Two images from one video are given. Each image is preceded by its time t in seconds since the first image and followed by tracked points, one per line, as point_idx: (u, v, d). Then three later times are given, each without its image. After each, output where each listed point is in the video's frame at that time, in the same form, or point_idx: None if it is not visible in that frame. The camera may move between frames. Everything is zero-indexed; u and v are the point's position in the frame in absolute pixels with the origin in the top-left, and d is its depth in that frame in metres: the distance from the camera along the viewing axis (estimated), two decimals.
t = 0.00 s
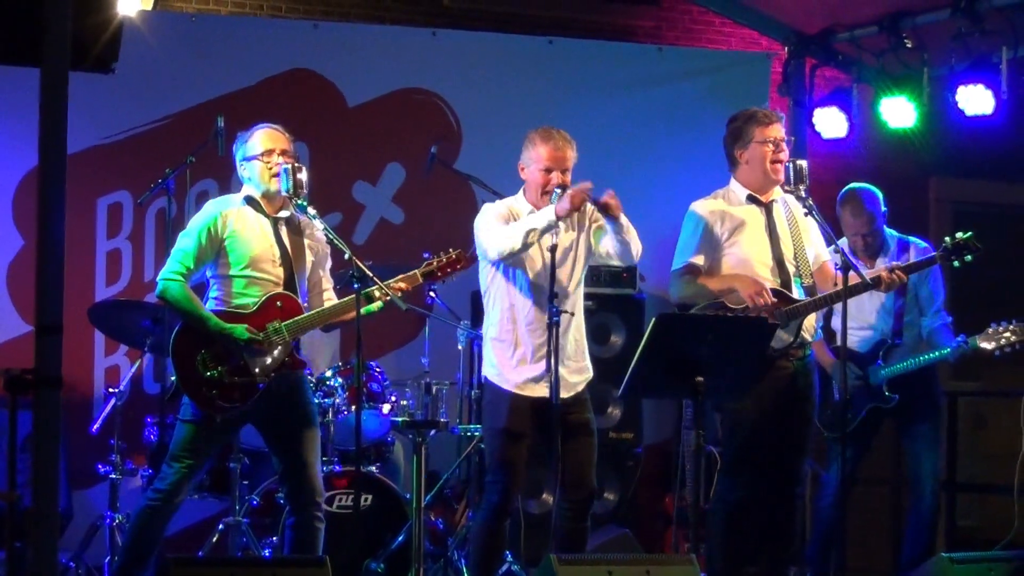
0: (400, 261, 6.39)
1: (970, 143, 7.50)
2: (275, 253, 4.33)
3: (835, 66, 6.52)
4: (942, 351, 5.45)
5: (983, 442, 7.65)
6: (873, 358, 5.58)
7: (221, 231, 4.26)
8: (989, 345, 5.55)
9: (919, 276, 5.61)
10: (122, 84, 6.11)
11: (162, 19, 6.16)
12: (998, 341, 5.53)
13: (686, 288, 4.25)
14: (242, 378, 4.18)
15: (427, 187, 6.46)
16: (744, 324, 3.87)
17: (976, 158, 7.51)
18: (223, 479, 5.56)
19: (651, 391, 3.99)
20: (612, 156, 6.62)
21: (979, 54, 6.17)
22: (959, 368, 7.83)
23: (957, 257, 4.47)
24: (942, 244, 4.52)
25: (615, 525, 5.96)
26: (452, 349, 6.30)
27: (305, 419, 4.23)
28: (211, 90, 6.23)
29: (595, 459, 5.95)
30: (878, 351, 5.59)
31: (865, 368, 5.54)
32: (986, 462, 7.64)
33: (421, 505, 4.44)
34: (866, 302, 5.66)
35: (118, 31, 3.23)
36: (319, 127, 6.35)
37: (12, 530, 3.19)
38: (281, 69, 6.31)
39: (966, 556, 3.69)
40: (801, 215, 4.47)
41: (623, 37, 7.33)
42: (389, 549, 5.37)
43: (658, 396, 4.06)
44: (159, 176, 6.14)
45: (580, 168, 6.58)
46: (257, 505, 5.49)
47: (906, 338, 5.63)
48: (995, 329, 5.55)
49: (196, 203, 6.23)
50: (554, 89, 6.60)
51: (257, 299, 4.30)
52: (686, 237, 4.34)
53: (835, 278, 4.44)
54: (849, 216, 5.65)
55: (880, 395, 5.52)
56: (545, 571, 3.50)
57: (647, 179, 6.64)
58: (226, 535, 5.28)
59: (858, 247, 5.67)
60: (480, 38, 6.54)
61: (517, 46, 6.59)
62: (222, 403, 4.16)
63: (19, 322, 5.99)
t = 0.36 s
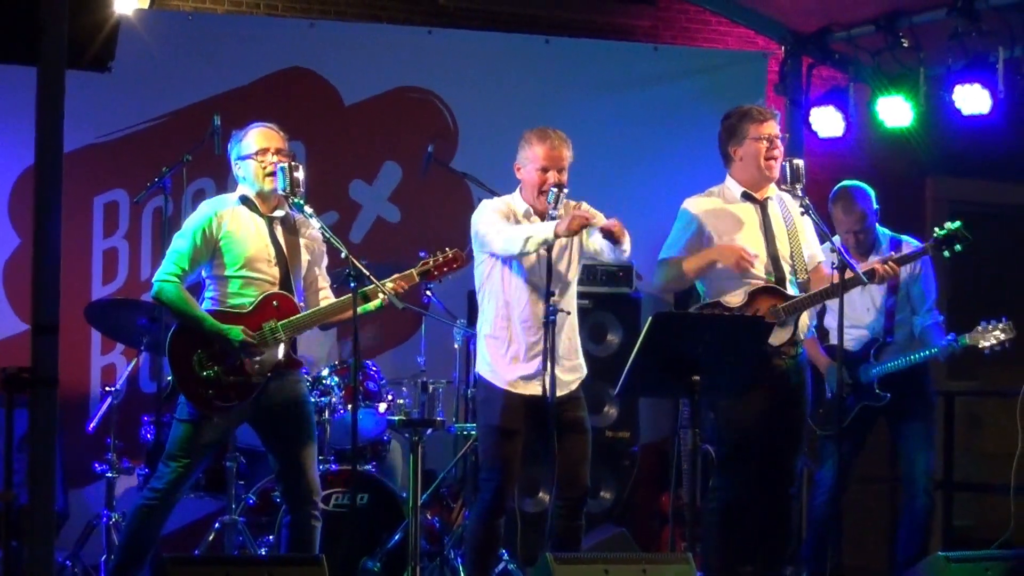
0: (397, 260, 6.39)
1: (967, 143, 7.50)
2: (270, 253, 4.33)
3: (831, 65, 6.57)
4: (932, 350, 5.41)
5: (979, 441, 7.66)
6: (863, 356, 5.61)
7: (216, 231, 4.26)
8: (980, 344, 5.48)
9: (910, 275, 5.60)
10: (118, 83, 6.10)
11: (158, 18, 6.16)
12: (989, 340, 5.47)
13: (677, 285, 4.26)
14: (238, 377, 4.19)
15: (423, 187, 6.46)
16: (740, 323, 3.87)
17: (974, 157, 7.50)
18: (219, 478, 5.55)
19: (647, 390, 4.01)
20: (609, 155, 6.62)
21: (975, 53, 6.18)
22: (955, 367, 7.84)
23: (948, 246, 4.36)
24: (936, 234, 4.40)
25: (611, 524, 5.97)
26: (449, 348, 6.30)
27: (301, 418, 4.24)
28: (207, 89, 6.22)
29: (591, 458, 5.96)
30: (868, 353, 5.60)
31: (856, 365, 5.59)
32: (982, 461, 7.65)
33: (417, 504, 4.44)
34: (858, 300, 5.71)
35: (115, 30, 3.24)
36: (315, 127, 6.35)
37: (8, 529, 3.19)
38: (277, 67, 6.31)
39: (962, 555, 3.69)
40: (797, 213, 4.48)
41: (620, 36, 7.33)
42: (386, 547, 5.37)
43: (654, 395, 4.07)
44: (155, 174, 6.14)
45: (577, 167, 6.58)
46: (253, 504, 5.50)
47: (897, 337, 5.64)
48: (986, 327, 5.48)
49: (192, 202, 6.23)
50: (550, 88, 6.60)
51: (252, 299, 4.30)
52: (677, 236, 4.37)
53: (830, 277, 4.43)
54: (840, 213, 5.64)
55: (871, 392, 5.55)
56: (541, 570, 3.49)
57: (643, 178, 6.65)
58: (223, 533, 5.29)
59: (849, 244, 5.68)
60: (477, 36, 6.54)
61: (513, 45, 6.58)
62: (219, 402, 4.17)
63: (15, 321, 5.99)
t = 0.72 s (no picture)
0: (394, 255, 6.39)
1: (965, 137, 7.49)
2: (264, 246, 4.35)
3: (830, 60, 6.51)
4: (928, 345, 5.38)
5: (977, 436, 7.66)
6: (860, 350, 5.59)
7: (211, 225, 4.28)
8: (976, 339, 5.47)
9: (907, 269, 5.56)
10: (116, 78, 6.09)
11: (156, 12, 6.15)
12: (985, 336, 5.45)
13: (669, 275, 4.28)
14: (235, 369, 4.18)
15: (420, 181, 6.45)
16: (738, 316, 3.88)
17: (972, 151, 7.50)
18: (217, 473, 5.55)
19: (644, 384, 4.00)
20: (607, 150, 6.62)
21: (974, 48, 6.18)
22: (953, 362, 7.84)
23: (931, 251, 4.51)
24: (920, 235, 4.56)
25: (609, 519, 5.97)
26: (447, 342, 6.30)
27: (297, 411, 4.25)
28: (205, 84, 6.21)
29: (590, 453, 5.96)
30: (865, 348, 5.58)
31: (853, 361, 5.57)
32: (980, 456, 7.66)
33: (416, 499, 4.42)
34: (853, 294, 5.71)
35: (113, 25, 3.23)
36: (313, 121, 6.34)
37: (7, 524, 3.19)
38: (275, 62, 6.30)
39: (961, 549, 3.69)
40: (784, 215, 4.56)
41: (618, 31, 7.31)
42: (383, 542, 5.37)
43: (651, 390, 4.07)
44: (153, 170, 6.14)
45: (575, 162, 6.58)
46: (252, 499, 5.51)
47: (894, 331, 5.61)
48: (982, 322, 5.46)
49: (190, 197, 6.22)
50: (548, 82, 6.60)
51: (247, 293, 4.31)
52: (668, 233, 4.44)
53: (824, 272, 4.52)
54: (837, 207, 5.64)
55: (864, 386, 5.55)
56: (540, 564, 3.50)
57: (641, 173, 6.65)
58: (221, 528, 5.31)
59: (847, 238, 5.68)
60: (475, 31, 6.53)
61: (511, 40, 6.58)
62: (216, 395, 4.17)
63: (12, 316, 5.98)
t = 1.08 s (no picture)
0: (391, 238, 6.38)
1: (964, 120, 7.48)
2: (253, 230, 4.38)
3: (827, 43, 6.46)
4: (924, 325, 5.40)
5: (974, 419, 7.67)
6: (853, 333, 5.54)
7: (199, 211, 4.32)
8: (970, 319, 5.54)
9: (901, 251, 5.60)
10: (112, 61, 6.07)
11: None
12: (979, 316, 5.51)
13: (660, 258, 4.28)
14: (229, 353, 4.22)
15: (417, 164, 6.44)
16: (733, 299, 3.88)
17: (971, 133, 7.48)
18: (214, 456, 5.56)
19: (640, 367, 3.99)
20: (604, 133, 6.61)
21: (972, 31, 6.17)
22: (952, 345, 7.84)
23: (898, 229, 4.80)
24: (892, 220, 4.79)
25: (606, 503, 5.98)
26: (444, 326, 6.30)
27: (288, 393, 4.30)
28: (202, 68, 6.19)
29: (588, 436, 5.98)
30: (858, 329, 5.54)
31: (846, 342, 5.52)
32: (978, 439, 7.66)
33: (412, 483, 4.40)
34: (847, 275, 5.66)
35: (108, 9, 3.22)
36: (310, 105, 6.33)
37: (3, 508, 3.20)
38: (271, 45, 6.28)
39: (958, 532, 3.71)
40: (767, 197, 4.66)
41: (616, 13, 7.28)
42: (382, 526, 5.37)
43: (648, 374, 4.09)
44: (150, 153, 6.12)
45: (573, 145, 6.57)
46: (248, 482, 5.53)
47: (888, 311, 5.62)
48: (977, 303, 5.51)
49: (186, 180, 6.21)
50: (545, 65, 6.57)
51: (237, 277, 4.35)
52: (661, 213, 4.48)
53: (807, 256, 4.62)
54: (832, 188, 5.62)
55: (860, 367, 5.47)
56: (536, 547, 3.50)
57: (639, 156, 6.63)
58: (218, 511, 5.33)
59: (841, 219, 5.66)
60: (472, 14, 6.51)
61: (508, 23, 6.55)
62: (210, 379, 4.20)
63: (9, 300, 5.98)
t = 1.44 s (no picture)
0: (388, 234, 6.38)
1: (961, 115, 7.48)
2: (249, 228, 4.39)
3: (824, 38, 6.45)
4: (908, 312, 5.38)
5: (972, 414, 7.68)
6: (840, 322, 5.49)
7: (196, 209, 4.33)
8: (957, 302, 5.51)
9: (885, 243, 5.64)
10: (109, 57, 6.07)
11: None
12: (965, 298, 5.49)
13: (657, 266, 4.36)
14: (227, 347, 4.23)
15: (413, 159, 6.43)
16: (731, 295, 3.88)
17: (966, 127, 7.49)
18: (213, 451, 5.56)
19: (637, 361, 4.00)
20: (602, 128, 6.61)
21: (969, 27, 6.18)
22: (949, 341, 7.84)
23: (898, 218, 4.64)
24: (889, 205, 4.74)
25: (604, 498, 5.99)
26: (441, 322, 6.30)
27: (286, 389, 4.30)
28: (199, 63, 6.19)
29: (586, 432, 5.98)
30: (843, 318, 5.48)
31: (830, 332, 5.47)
32: (975, 434, 7.67)
33: (412, 478, 4.46)
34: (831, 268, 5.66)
35: (106, 5, 3.22)
36: (308, 101, 6.33)
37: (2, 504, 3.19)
38: (269, 41, 6.27)
39: (955, 527, 3.71)
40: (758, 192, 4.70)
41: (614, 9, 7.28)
42: (378, 522, 5.39)
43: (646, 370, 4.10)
44: (147, 149, 6.12)
45: (570, 140, 6.57)
46: (246, 478, 5.51)
47: (874, 303, 5.62)
48: (962, 285, 5.49)
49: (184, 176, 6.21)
50: (543, 61, 6.57)
51: (234, 273, 4.35)
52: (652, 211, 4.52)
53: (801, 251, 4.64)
54: (816, 183, 5.61)
55: (845, 358, 5.48)
56: (535, 544, 3.51)
57: (636, 152, 6.64)
58: (216, 507, 5.32)
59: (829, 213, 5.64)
60: (470, 9, 6.50)
61: (505, 18, 6.55)
62: (210, 374, 4.22)
63: (7, 296, 5.97)
